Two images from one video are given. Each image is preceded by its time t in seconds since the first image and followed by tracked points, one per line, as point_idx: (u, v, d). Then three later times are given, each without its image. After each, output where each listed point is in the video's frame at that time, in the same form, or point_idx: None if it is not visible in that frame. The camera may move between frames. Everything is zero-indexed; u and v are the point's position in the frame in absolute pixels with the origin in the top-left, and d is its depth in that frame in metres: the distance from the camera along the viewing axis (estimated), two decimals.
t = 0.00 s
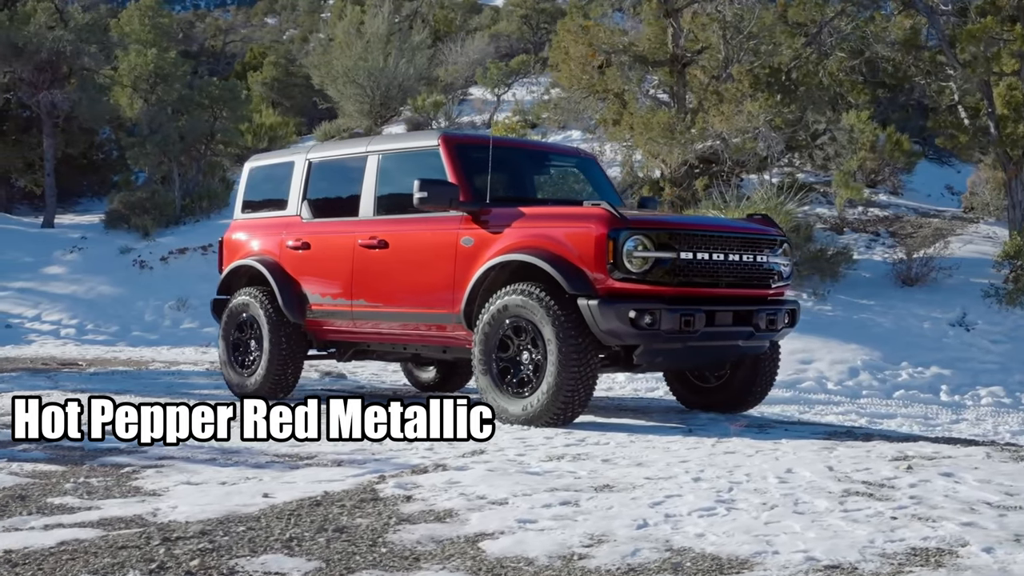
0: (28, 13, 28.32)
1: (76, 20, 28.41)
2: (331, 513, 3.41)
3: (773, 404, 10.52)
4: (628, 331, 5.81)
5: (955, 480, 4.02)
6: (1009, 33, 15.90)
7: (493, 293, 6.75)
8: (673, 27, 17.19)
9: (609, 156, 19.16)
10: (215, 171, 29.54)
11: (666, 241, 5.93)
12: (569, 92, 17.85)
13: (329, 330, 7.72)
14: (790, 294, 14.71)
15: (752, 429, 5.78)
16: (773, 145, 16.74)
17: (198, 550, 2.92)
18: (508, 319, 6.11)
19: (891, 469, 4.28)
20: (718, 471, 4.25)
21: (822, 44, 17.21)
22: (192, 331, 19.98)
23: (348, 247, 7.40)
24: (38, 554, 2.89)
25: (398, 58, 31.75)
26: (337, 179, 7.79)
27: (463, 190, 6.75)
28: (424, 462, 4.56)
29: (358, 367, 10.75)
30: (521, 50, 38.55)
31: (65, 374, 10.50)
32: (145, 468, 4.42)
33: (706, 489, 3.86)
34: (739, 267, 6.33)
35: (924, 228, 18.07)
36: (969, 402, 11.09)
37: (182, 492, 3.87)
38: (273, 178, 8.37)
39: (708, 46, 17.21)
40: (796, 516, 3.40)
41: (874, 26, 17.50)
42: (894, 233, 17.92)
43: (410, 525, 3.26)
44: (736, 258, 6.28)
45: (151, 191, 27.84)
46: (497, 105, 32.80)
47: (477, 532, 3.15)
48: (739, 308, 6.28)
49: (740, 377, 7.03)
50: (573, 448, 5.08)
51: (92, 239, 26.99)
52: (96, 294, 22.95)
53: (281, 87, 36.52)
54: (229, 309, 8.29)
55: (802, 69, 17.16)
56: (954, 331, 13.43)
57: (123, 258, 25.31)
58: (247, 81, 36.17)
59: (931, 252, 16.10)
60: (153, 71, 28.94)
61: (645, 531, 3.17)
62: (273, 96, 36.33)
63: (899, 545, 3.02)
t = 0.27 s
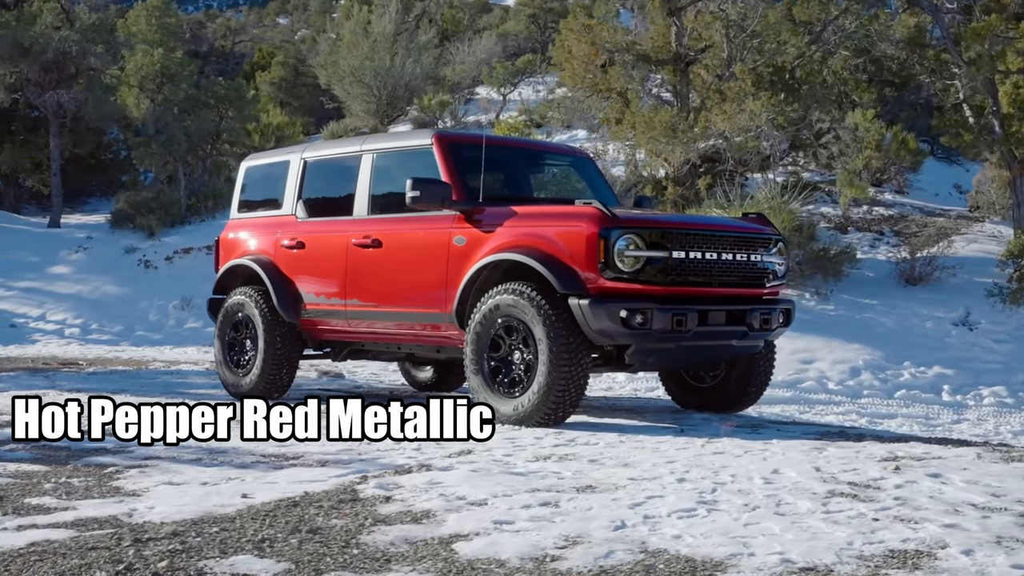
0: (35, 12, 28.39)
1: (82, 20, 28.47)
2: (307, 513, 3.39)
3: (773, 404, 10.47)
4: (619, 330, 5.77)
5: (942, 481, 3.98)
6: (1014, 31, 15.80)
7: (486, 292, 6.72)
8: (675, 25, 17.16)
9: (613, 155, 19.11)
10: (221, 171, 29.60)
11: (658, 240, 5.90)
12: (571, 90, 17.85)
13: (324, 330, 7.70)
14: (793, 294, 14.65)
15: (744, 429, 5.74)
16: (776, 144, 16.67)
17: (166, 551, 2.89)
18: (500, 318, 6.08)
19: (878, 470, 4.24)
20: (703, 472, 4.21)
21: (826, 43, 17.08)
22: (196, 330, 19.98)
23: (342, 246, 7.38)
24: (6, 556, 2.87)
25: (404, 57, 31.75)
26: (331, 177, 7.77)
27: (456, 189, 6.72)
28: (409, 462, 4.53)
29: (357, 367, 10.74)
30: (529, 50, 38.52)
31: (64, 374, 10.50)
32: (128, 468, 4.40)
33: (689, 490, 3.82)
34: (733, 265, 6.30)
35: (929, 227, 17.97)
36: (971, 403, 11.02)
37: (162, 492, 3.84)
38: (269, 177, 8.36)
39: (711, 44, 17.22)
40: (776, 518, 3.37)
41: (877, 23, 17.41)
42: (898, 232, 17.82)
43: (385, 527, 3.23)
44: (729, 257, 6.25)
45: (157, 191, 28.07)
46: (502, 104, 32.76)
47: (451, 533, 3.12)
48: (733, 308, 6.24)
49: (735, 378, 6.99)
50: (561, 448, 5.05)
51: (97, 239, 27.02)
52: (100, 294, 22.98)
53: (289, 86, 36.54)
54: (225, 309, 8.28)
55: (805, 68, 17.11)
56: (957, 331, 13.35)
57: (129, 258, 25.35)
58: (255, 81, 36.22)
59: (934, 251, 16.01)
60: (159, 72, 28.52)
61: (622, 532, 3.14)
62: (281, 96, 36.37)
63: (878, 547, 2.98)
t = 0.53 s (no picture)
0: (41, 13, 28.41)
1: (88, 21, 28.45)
2: (288, 514, 3.36)
3: (773, 404, 10.42)
4: (612, 330, 5.75)
5: (931, 482, 3.94)
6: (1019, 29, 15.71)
7: (480, 292, 6.69)
8: (679, 25, 17.19)
9: (617, 153, 19.04)
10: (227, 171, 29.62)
11: (651, 239, 5.87)
12: (574, 90, 17.81)
13: (320, 330, 7.68)
14: (796, 293, 14.59)
15: (738, 429, 5.71)
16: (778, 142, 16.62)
17: (142, 552, 2.87)
18: (493, 318, 6.05)
19: (868, 471, 4.20)
20: (691, 473, 4.18)
21: (830, 41, 17.11)
22: (199, 330, 19.99)
23: (338, 245, 7.36)
24: None
25: (410, 57, 31.72)
26: (328, 177, 7.75)
27: (450, 188, 6.70)
28: (397, 463, 4.51)
29: (356, 367, 10.72)
30: (535, 49, 38.48)
31: (63, 374, 10.49)
32: (114, 468, 4.37)
33: (675, 491, 3.79)
34: (727, 265, 6.26)
35: (934, 226, 17.88)
36: (973, 403, 10.96)
37: (146, 493, 3.82)
38: (266, 177, 8.34)
39: (714, 43, 17.10)
40: (760, 519, 3.34)
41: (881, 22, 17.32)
42: (903, 231, 17.74)
43: (364, 528, 3.20)
44: (724, 257, 6.22)
45: (162, 191, 28.05)
46: (508, 104, 32.73)
47: (431, 535, 3.09)
48: (728, 307, 6.20)
49: (732, 378, 6.96)
50: (552, 449, 5.02)
51: (103, 238, 27.06)
52: (105, 294, 23.00)
53: (296, 86, 36.56)
54: (222, 309, 8.27)
55: (809, 67, 17.07)
56: (960, 331, 13.29)
57: (134, 257, 25.37)
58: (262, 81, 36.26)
59: (938, 250, 15.93)
60: (165, 72, 28.66)
61: (603, 533, 3.11)
62: (289, 95, 36.39)
63: (860, 550, 2.95)
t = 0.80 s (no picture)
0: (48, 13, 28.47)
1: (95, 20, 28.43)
2: (266, 516, 3.33)
3: (775, 405, 10.35)
4: (605, 330, 5.71)
5: (920, 484, 3.89)
6: None
7: (475, 291, 6.66)
8: (683, 23, 17.03)
9: (622, 153, 18.99)
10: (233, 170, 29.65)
11: (645, 238, 5.83)
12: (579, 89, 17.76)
13: (316, 329, 7.66)
14: (800, 293, 14.51)
15: (731, 430, 5.67)
16: (782, 141, 16.54)
17: (113, 554, 2.85)
18: (486, 318, 6.02)
19: (858, 472, 4.14)
20: (679, 474, 4.14)
21: (835, 39, 17.03)
22: (204, 330, 19.99)
23: (334, 245, 7.33)
24: None
25: (417, 56, 31.71)
26: (324, 176, 7.73)
27: (445, 187, 6.67)
28: (384, 464, 4.47)
29: (357, 367, 10.70)
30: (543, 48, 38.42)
31: (63, 373, 10.49)
32: (99, 469, 4.35)
33: (659, 493, 3.75)
34: (722, 265, 6.22)
35: (941, 226, 17.77)
36: (977, 403, 10.88)
37: (127, 493, 3.80)
38: (263, 177, 8.33)
39: (719, 42, 17.00)
40: (743, 521, 3.30)
41: (886, 20, 17.22)
42: (909, 231, 17.64)
43: (341, 530, 3.17)
44: (719, 256, 6.17)
45: (168, 191, 28.02)
46: (515, 103, 32.68)
47: (407, 537, 3.06)
48: (723, 307, 6.16)
49: (729, 378, 6.92)
50: (542, 450, 4.98)
51: (110, 238, 27.11)
52: (111, 293, 23.04)
53: (305, 86, 36.57)
54: (219, 308, 8.26)
55: (813, 65, 17.00)
56: (965, 331, 13.21)
57: (140, 257, 25.40)
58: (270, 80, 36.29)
59: (944, 250, 15.85)
60: (172, 71, 28.97)
61: (581, 536, 3.07)
62: (298, 95, 36.39)
63: (840, 553, 2.91)
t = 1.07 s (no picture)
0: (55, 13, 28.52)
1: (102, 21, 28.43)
2: (248, 518, 3.31)
3: (777, 405, 10.31)
4: (600, 331, 5.68)
5: (912, 486, 3.85)
6: None
7: (471, 291, 6.63)
8: (688, 22, 17.01)
9: (626, 152, 18.96)
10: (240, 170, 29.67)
11: (640, 238, 5.79)
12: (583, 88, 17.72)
13: (314, 329, 7.64)
14: (804, 293, 14.45)
15: (727, 432, 5.63)
16: (786, 141, 16.49)
17: (89, 557, 2.83)
18: (482, 318, 6.00)
19: (850, 474, 4.11)
20: (669, 476, 4.11)
21: (840, 38, 16.98)
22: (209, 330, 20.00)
23: (331, 245, 7.32)
24: None
25: (425, 56, 31.70)
26: (321, 176, 7.72)
27: (441, 187, 6.65)
28: (373, 465, 4.45)
29: (357, 367, 10.68)
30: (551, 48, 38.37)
31: (64, 373, 10.49)
32: (87, 470, 4.33)
33: (647, 495, 3.72)
34: (720, 264, 6.19)
35: (947, 226, 17.70)
36: (981, 404, 10.81)
37: (112, 494, 3.78)
38: (262, 177, 8.32)
39: (724, 41, 16.95)
40: (728, 524, 3.26)
41: (892, 19, 17.14)
42: (915, 230, 17.56)
43: (322, 531, 3.15)
44: (716, 256, 6.14)
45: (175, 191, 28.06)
46: (522, 103, 32.64)
47: (387, 540, 3.04)
48: (720, 307, 6.12)
49: (727, 378, 6.88)
50: (534, 451, 4.95)
51: (116, 238, 27.16)
52: (117, 293, 23.07)
53: (314, 86, 36.58)
54: (217, 308, 8.25)
55: (818, 64, 16.94)
56: (970, 331, 13.14)
57: (146, 257, 25.44)
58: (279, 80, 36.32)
59: (949, 250, 15.78)
60: (179, 71, 29.17)
61: (564, 539, 3.05)
62: (306, 95, 36.43)
63: (824, 556, 2.88)
